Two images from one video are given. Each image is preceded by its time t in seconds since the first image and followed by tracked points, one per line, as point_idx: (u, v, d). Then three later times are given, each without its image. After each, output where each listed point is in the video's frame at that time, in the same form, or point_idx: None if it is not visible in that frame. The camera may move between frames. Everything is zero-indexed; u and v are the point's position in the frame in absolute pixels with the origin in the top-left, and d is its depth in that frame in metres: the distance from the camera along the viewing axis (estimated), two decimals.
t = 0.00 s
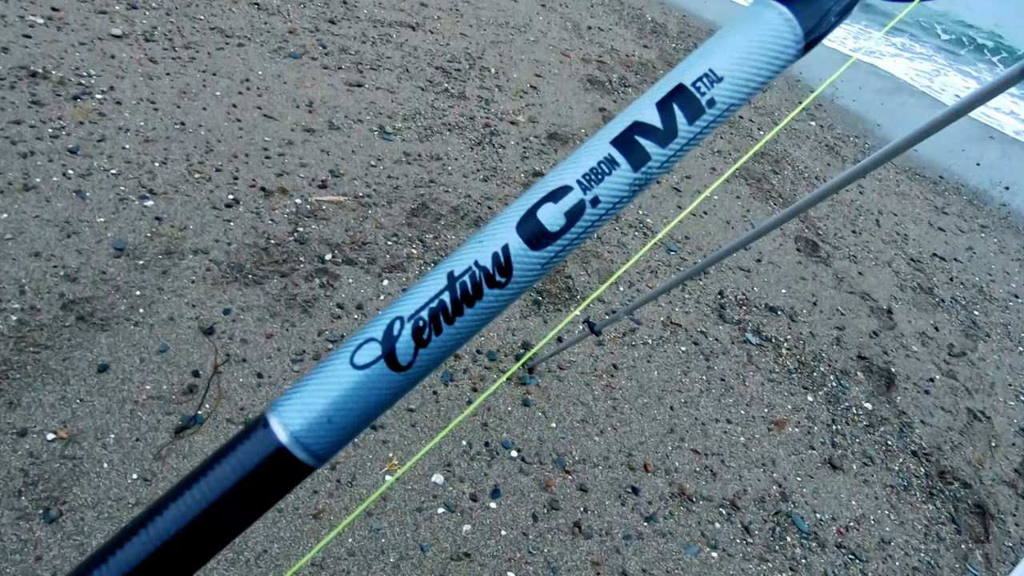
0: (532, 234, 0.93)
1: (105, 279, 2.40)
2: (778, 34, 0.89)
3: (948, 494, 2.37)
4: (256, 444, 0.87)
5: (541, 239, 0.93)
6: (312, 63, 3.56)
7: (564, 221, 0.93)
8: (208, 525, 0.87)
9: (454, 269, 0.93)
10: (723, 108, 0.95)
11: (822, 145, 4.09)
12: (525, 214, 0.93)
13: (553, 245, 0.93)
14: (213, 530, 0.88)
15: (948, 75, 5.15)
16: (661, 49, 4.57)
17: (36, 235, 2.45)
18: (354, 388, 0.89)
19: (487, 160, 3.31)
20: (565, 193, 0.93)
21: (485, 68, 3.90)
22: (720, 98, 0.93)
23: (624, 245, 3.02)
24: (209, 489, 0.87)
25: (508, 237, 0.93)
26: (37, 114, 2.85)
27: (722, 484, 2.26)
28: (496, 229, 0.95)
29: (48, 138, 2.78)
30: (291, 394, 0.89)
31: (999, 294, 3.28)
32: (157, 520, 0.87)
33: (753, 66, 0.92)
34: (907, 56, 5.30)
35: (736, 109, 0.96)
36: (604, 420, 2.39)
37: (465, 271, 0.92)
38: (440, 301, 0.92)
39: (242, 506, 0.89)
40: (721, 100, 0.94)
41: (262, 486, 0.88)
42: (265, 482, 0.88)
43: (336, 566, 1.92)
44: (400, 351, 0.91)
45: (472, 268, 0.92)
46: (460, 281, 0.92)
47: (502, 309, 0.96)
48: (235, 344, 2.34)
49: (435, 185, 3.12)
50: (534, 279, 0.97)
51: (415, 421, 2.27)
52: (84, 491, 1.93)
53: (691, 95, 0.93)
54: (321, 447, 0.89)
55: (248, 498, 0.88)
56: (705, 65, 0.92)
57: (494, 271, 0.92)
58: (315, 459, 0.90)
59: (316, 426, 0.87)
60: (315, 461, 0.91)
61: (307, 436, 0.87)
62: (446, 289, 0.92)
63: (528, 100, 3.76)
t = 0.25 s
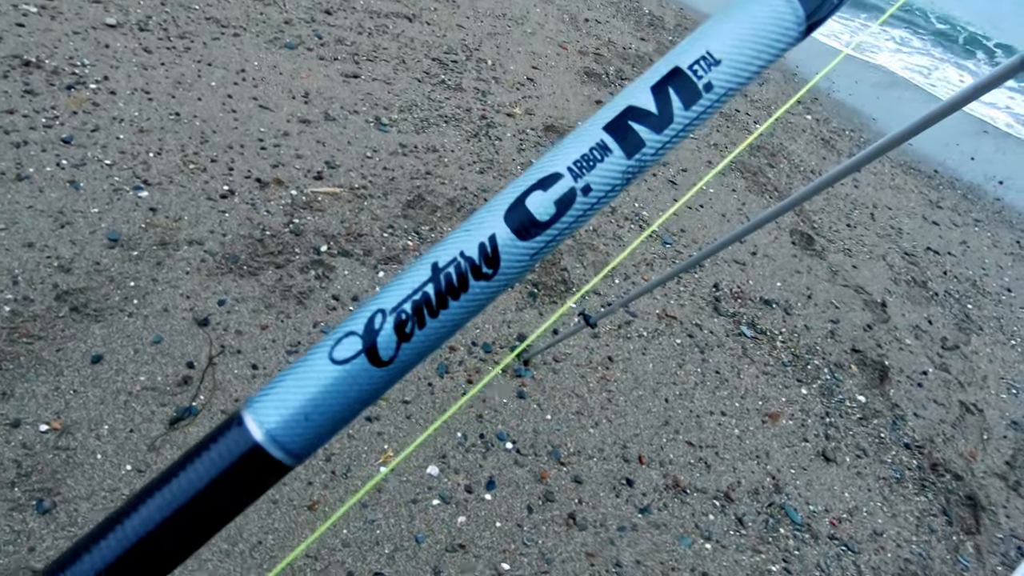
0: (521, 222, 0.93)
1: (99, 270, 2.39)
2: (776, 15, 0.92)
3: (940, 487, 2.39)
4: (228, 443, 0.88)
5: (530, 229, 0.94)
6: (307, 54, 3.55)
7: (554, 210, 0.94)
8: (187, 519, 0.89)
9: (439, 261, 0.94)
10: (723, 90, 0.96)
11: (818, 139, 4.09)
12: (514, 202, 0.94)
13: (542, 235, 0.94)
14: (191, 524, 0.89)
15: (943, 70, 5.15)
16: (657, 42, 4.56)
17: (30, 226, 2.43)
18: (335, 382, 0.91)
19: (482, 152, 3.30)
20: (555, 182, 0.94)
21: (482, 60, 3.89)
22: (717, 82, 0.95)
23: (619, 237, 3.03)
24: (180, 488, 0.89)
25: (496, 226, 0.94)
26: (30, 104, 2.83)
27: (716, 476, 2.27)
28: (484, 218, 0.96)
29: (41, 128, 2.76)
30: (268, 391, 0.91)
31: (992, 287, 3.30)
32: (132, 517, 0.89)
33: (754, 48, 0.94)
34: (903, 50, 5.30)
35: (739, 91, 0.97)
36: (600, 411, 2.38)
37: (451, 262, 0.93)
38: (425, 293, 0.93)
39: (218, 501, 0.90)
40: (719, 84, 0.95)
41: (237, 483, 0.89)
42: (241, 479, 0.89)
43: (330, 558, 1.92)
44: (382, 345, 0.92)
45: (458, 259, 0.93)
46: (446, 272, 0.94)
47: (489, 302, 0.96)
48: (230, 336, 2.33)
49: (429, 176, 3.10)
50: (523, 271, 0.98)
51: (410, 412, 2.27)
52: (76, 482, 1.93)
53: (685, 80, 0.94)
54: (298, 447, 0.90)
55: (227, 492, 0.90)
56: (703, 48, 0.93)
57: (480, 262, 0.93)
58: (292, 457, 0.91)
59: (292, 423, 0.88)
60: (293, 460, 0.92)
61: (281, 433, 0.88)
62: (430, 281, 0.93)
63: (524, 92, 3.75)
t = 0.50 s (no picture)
0: (527, 209, 0.94)
1: (98, 260, 2.39)
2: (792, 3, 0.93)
3: (936, 481, 2.40)
4: (219, 436, 0.89)
5: (535, 215, 0.94)
6: (307, 46, 3.54)
7: (560, 196, 0.94)
8: (176, 517, 0.89)
9: (441, 247, 0.94)
10: (738, 72, 0.96)
11: (817, 134, 4.10)
12: (520, 187, 0.94)
13: (548, 222, 0.95)
14: (179, 521, 0.89)
15: (943, 67, 5.15)
16: (658, 36, 4.55)
17: (28, 216, 2.43)
18: (332, 373, 0.92)
19: (482, 145, 3.30)
20: (562, 167, 0.94)
21: (482, 53, 3.88)
22: (730, 64, 0.95)
23: (618, 231, 3.03)
24: (165, 486, 0.89)
25: (501, 212, 0.94)
26: (29, 94, 2.83)
27: (713, 469, 2.28)
28: (488, 203, 0.96)
29: (40, 118, 2.75)
30: (261, 383, 0.92)
31: (989, 283, 3.31)
32: (114, 517, 0.88)
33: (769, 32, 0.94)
34: (903, 47, 5.29)
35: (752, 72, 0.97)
36: (599, 403, 2.38)
37: (453, 249, 0.94)
38: (426, 281, 0.93)
39: (206, 499, 0.90)
40: (732, 66, 0.95)
41: (226, 478, 0.90)
42: (233, 472, 0.90)
43: (329, 549, 1.93)
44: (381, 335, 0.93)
45: (461, 246, 0.94)
46: (447, 260, 0.94)
47: (491, 289, 0.97)
48: (229, 327, 2.33)
49: (429, 169, 3.09)
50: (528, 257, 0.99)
51: (409, 405, 2.27)
52: (75, 473, 1.93)
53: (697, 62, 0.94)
54: (293, 439, 0.92)
55: (219, 485, 0.90)
56: (717, 28, 0.93)
57: (483, 250, 0.94)
58: (286, 450, 0.92)
59: (285, 416, 0.90)
60: (288, 451, 0.93)
61: (276, 424, 0.90)
62: (432, 268, 0.94)
63: (524, 86, 3.75)
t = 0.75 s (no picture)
0: (528, 188, 0.94)
1: (99, 251, 2.39)
2: None
3: (936, 475, 2.40)
4: (206, 424, 0.88)
5: (538, 194, 0.94)
6: (310, 38, 3.53)
7: (564, 173, 0.94)
8: (163, 503, 0.87)
9: (439, 228, 0.95)
10: (751, 45, 0.97)
11: (819, 129, 4.09)
12: (521, 166, 0.94)
13: (550, 201, 0.95)
14: (164, 508, 0.87)
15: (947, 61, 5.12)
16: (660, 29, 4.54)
17: (30, 207, 2.43)
18: (329, 357, 0.91)
19: (484, 138, 3.29)
20: (566, 143, 0.93)
21: (484, 46, 3.87)
22: (743, 36, 0.96)
23: (620, 225, 3.03)
24: (149, 476, 0.86)
25: (502, 192, 0.94)
26: (31, 84, 2.83)
27: (713, 462, 2.28)
28: (489, 182, 0.96)
29: (42, 108, 2.75)
30: (252, 367, 0.91)
31: (989, 278, 3.31)
32: (95, 508, 0.85)
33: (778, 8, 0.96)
34: (906, 41, 5.27)
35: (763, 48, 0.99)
36: (599, 396, 2.39)
37: (452, 229, 0.94)
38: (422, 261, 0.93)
39: (189, 490, 0.88)
40: (744, 39, 0.96)
41: (211, 468, 0.88)
42: (216, 463, 0.88)
43: (329, 539, 1.94)
44: (372, 317, 0.93)
45: (460, 226, 0.94)
46: (445, 240, 0.94)
47: (492, 270, 0.97)
48: (231, 318, 2.33)
49: (430, 161, 3.09)
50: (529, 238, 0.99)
51: (409, 397, 2.28)
52: (77, 462, 1.94)
53: (707, 36, 0.95)
54: (284, 425, 0.91)
55: (205, 474, 0.88)
56: None
57: (482, 230, 0.94)
58: (277, 438, 0.91)
59: (277, 402, 0.89)
60: (278, 441, 0.92)
61: (268, 414, 0.88)
62: (429, 249, 0.93)
63: (527, 79, 3.74)
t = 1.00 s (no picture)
0: (527, 184, 0.89)
1: (102, 246, 2.39)
2: None
3: (935, 472, 2.41)
4: (193, 428, 0.81)
5: (537, 189, 0.90)
6: (312, 33, 3.52)
7: (564, 169, 0.90)
8: (147, 509, 0.81)
9: (434, 225, 0.90)
10: (759, 36, 0.93)
11: (821, 125, 4.08)
12: (520, 162, 0.90)
13: (550, 198, 0.90)
14: (149, 515, 0.81)
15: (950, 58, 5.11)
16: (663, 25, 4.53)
17: (32, 201, 2.43)
18: (323, 358, 0.84)
19: (486, 133, 3.29)
20: (566, 138, 0.89)
21: (486, 41, 3.87)
22: (749, 28, 0.92)
23: (621, 221, 3.03)
24: (131, 482, 0.81)
25: (500, 188, 0.89)
26: (33, 78, 2.83)
27: (713, 458, 2.29)
28: (485, 179, 0.91)
29: (45, 103, 2.75)
30: (240, 369, 0.84)
31: (990, 275, 3.31)
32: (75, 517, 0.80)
33: None
34: (909, 38, 5.26)
35: (771, 40, 0.95)
36: (600, 391, 2.39)
37: (448, 226, 0.89)
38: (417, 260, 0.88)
39: (175, 497, 0.82)
40: (751, 30, 0.92)
41: (198, 474, 0.82)
42: (204, 468, 0.82)
43: (331, 533, 1.94)
44: (367, 318, 0.86)
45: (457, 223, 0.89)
46: (440, 237, 0.89)
47: (490, 269, 0.92)
48: (233, 313, 2.34)
49: (432, 156, 3.09)
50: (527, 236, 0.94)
51: (411, 392, 2.28)
52: (80, 456, 1.95)
53: (713, 27, 0.91)
54: (272, 431, 0.84)
55: (192, 480, 0.82)
56: None
57: (479, 227, 0.89)
58: (267, 445, 0.84)
59: (267, 407, 0.82)
60: (269, 446, 0.85)
61: (258, 419, 0.82)
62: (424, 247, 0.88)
63: (529, 74, 3.73)
